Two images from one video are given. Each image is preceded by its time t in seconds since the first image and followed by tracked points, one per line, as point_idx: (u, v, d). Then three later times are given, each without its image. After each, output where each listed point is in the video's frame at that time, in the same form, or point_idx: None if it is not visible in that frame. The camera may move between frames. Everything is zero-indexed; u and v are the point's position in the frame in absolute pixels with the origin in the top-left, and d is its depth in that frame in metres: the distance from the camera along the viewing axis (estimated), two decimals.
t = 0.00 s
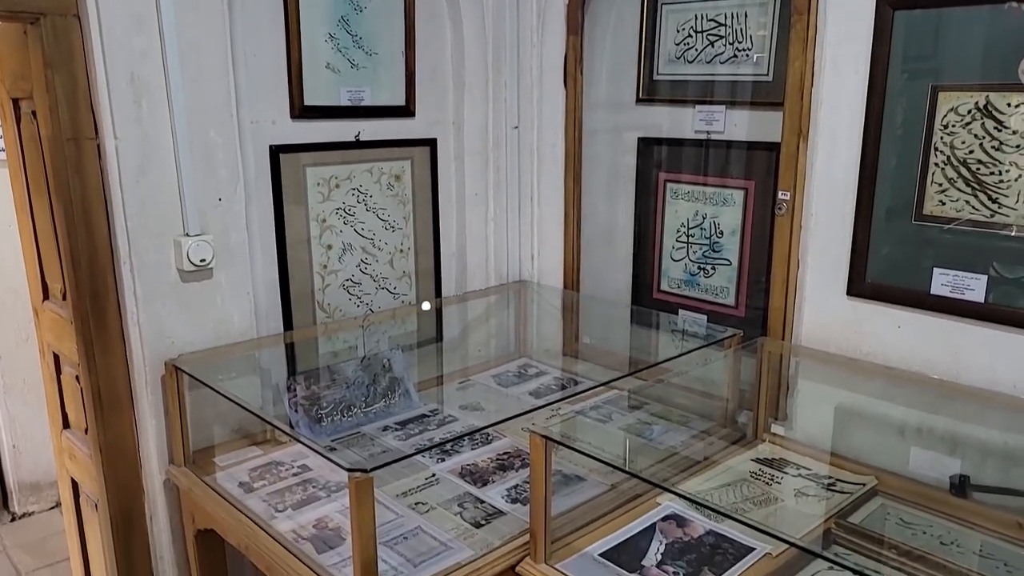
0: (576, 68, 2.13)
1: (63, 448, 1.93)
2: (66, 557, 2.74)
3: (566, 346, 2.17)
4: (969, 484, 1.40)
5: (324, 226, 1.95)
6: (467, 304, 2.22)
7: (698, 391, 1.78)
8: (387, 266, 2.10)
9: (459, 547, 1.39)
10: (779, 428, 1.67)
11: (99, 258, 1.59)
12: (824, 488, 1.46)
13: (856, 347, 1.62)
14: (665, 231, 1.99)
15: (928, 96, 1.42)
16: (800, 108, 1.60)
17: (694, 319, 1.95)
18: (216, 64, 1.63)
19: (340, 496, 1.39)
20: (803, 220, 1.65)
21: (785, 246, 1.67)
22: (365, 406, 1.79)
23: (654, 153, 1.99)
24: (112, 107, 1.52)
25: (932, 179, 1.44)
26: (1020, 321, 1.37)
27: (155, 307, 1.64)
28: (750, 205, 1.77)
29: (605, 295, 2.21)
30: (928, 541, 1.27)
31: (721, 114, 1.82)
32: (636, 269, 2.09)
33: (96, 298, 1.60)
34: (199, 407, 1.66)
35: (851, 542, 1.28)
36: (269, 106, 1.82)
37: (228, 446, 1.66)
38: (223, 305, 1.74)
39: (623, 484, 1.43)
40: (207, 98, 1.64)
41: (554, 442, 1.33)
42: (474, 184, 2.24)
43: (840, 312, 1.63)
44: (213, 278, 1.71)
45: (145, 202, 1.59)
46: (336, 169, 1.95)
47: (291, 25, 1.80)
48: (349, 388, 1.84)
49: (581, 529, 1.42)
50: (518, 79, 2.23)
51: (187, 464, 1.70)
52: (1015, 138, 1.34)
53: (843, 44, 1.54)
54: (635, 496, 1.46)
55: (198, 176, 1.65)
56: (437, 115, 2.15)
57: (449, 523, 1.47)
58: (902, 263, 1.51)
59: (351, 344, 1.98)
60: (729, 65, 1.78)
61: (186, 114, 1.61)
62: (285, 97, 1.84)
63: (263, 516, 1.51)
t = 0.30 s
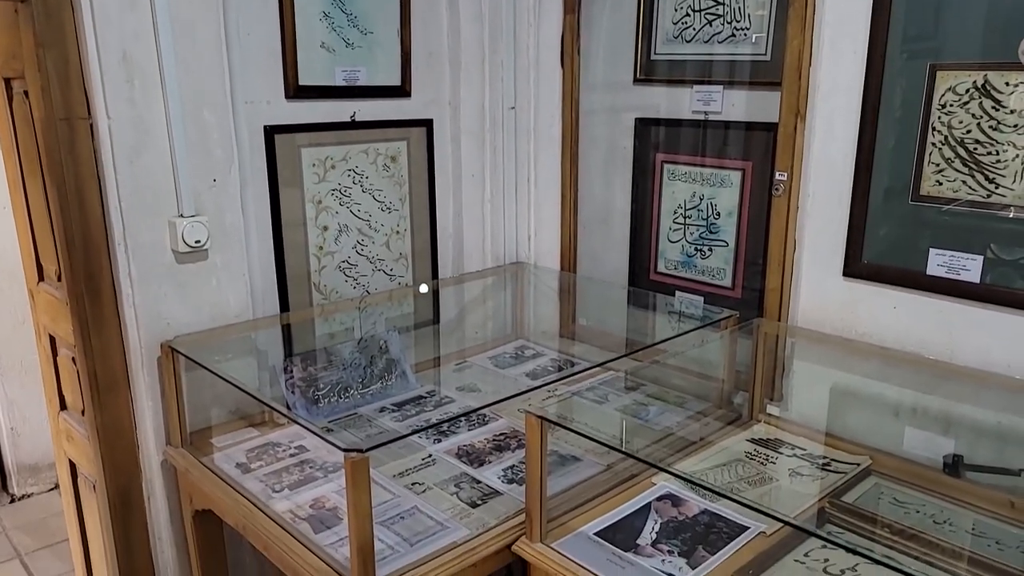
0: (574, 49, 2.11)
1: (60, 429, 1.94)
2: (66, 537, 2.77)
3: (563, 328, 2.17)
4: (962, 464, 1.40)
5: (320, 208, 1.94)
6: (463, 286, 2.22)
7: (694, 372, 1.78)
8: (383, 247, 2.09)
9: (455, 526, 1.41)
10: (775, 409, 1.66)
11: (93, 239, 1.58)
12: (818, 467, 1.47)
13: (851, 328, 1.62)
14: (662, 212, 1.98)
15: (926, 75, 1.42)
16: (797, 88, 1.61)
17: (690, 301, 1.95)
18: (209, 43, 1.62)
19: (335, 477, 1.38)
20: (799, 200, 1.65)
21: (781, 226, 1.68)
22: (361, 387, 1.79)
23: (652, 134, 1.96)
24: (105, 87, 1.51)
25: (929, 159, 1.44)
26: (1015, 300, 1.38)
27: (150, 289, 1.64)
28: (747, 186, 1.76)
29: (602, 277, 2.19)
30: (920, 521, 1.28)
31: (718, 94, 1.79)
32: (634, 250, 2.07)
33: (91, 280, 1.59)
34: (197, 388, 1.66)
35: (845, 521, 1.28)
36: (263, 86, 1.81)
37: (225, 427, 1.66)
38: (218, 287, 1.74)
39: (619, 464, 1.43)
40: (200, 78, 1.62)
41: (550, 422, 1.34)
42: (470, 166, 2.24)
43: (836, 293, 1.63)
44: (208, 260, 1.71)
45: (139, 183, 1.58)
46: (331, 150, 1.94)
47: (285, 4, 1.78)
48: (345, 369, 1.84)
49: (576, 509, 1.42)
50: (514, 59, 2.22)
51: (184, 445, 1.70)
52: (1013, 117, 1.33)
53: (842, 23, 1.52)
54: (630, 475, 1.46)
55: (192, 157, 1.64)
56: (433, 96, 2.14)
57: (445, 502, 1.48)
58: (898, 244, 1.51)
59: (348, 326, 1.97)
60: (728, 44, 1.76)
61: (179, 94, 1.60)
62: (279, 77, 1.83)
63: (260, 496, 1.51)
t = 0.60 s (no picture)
0: (570, 32, 2.08)
1: (56, 414, 1.94)
2: (64, 521, 2.77)
3: (559, 312, 2.17)
4: (955, 446, 1.41)
5: (315, 191, 1.94)
6: (459, 270, 2.22)
7: (689, 355, 1.79)
8: (379, 232, 2.09)
9: (450, 509, 1.42)
10: (769, 392, 1.69)
11: (86, 223, 1.58)
12: (812, 450, 1.47)
13: (846, 312, 1.62)
14: (659, 197, 1.97)
15: (923, 57, 1.41)
16: (793, 71, 1.59)
17: (686, 285, 1.95)
18: (201, 25, 1.61)
19: (331, 459, 1.38)
20: (795, 184, 1.64)
21: (777, 210, 1.67)
22: (357, 371, 1.79)
23: (649, 117, 1.95)
24: (95, 68, 1.50)
25: (925, 142, 1.43)
26: (1009, 283, 1.38)
27: (144, 273, 1.63)
28: (743, 169, 1.76)
29: (597, 262, 2.19)
30: (913, 502, 1.29)
31: (715, 77, 1.79)
32: (630, 235, 2.06)
33: (85, 264, 1.59)
34: (192, 372, 1.66)
35: (838, 503, 1.29)
36: (256, 69, 1.79)
37: (221, 411, 1.67)
38: (213, 271, 1.74)
39: (613, 448, 1.45)
40: (193, 60, 1.61)
41: (544, 405, 1.33)
42: (466, 152, 2.24)
43: (831, 276, 1.63)
44: (203, 244, 1.70)
45: (132, 166, 1.57)
46: (326, 133, 1.92)
47: None
48: (341, 354, 1.84)
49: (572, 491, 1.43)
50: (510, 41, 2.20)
51: (180, 429, 1.71)
52: (1009, 100, 1.33)
53: (838, 4, 1.52)
54: (625, 458, 1.48)
55: (185, 140, 1.63)
56: (428, 79, 2.13)
57: (440, 485, 1.48)
58: (893, 226, 1.51)
59: (344, 310, 1.99)
60: (725, 26, 1.74)
61: (171, 76, 1.58)
62: (272, 59, 1.81)
63: (255, 480, 1.52)
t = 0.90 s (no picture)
0: (565, 16, 2.07)
1: (50, 401, 1.94)
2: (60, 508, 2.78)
3: (554, 299, 2.17)
4: (945, 431, 1.41)
5: (308, 177, 1.93)
6: (453, 257, 2.21)
7: (683, 341, 1.78)
8: (373, 218, 2.08)
9: (443, 494, 1.42)
10: (762, 377, 1.69)
11: (77, 209, 1.57)
12: (804, 435, 1.48)
13: (838, 297, 1.62)
14: (653, 183, 1.96)
15: (916, 42, 1.41)
16: (788, 56, 1.59)
17: (681, 271, 1.94)
18: (191, 9, 1.59)
19: (323, 445, 1.38)
20: (788, 169, 1.64)
21: (771, 195, 1.67)
22: (351, 358, 1.79)
23: (644, 102, 1.94)
24: (84, 52, 1.48)
25: (917, 127, 1.43)
26: (999, 268, 1.38)
27: (136, 259, 1.63)
28: (738, 155, 1.75)
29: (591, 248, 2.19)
30: (903, 487, 1.29)
31: (709, 62, 1.78)
32: (624, 220, 2.06)
33: (75, 250, 1.59)
34: (185, 358, 1.66)
35: (828, 487, 1.28)
36: (248, 53, 1.78)
37: (214, 398, 1.67)
38: (205, 257, 1.73)
39: (606, 433, 1.44)
40: (183, 44, 1.60)
41: (537, 391, 1.33)
42: (460, 136, 2.22)
43: (823, 262, 1.63)
44: (194, 230, 1.70)
45: (122, 151, 1.56)
46: (318, 119, 1.91)
47: None
48: (335, 341, 1.84)
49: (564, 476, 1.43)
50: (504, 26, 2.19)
51: (173, 416, 1.71)
52: (1001, 84, 1.32)
53: None
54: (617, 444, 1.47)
55: (175, 125, 1.62)
56: (422, 64, 2.12)
57: (433, 471, 1.49)
58: (885, 211, 1.51)
59: (338, 297, 1.98)
60: (721, 11, 1.73)
61: (161, 61, 1.57)
62: (264, 44, 1.80)
63: (248, 466, 1.52)
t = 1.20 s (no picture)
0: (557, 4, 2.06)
1: (40, 391, 1.93)
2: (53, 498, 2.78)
3: (547, 287, 2.17)
4: (934, 418, 1.42)
5: (298, 166, 1.92)
6: (446, 246, 2.23)
7: (674, 329, 1.79)
8: (364, 207, 2.07)
9: (434, 482, 1.42)
10: (753, 365, 1.69)
11: (64, 197, 1.56)
12: (795, 422, 1.48)
13: (829, 285, 1.63)
14: (645, 171, 1.96)
15: (906, 29, 1.40)
16: (779, 43, 1.59)
17: (674, 259, 1.94)
18: None
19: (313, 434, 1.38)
20: (780, 157, 1.64)
21: (762, 181, 1.67)
22: (343, 347, 1.78)
23: (637, 90, 1.93)
24: (70, 39, 1.47)
25: (908, 114, 1.43)
26: (988, 255, 1.38)
27: (125, 248, 1.62)
28: (729, 143, 1.74)
29: (583, 236, 2.19)
30: (892, 474, 1.30)
31: (702, 49, 1.77)
32: (617, 209, 2.06)
33: (63, 239, 1.58)
34: (176, 348, 1.66)
35: (818, 473, 1.29)
36: (237, 40, 1.77)
37: (205, 387, 1.66)
38: (194, 246, 1.72)
39: (597, 420, 1.45)
40: (170, 30, 1.58)
41: (528, 379, 1.32)
42: (452, 124, 2.21)
43: (815, 250, 1.63)
44: (183, 219, 1.69)
45: (110, 139, 1.55)
46: (308, 107, 1.90)
47: None
48: (326, 330, 1.84)
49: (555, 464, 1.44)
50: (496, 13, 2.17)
51: (164, 406, 1.70)
52: (992, 71, 1.32)
53: None
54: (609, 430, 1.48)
55: (164, 113, 1.61)
56: (413, 51, 2.11)
57: (424, 459, 1.49)
58: (875, 199, 1.51)
59: (330, 286, 1.98)
60: None
61: (148, 48, 1.56)
62: (253, 31, 1.79)
63: (240, 455, 1.53)
